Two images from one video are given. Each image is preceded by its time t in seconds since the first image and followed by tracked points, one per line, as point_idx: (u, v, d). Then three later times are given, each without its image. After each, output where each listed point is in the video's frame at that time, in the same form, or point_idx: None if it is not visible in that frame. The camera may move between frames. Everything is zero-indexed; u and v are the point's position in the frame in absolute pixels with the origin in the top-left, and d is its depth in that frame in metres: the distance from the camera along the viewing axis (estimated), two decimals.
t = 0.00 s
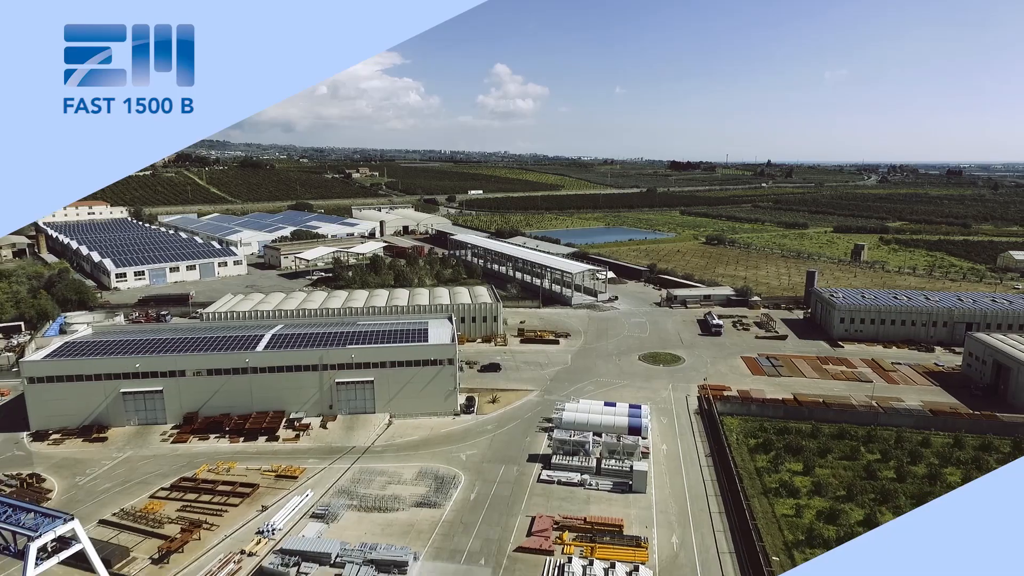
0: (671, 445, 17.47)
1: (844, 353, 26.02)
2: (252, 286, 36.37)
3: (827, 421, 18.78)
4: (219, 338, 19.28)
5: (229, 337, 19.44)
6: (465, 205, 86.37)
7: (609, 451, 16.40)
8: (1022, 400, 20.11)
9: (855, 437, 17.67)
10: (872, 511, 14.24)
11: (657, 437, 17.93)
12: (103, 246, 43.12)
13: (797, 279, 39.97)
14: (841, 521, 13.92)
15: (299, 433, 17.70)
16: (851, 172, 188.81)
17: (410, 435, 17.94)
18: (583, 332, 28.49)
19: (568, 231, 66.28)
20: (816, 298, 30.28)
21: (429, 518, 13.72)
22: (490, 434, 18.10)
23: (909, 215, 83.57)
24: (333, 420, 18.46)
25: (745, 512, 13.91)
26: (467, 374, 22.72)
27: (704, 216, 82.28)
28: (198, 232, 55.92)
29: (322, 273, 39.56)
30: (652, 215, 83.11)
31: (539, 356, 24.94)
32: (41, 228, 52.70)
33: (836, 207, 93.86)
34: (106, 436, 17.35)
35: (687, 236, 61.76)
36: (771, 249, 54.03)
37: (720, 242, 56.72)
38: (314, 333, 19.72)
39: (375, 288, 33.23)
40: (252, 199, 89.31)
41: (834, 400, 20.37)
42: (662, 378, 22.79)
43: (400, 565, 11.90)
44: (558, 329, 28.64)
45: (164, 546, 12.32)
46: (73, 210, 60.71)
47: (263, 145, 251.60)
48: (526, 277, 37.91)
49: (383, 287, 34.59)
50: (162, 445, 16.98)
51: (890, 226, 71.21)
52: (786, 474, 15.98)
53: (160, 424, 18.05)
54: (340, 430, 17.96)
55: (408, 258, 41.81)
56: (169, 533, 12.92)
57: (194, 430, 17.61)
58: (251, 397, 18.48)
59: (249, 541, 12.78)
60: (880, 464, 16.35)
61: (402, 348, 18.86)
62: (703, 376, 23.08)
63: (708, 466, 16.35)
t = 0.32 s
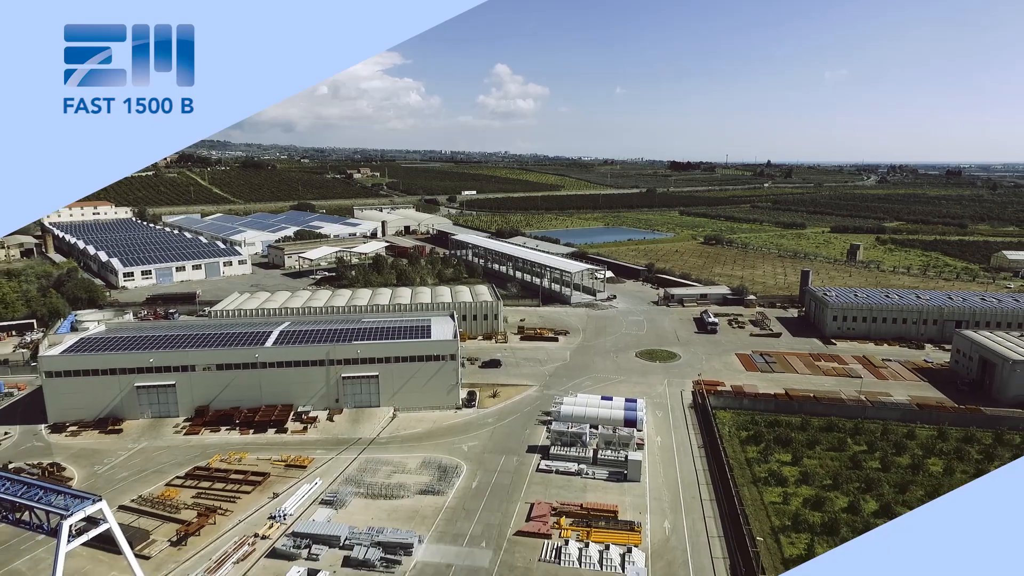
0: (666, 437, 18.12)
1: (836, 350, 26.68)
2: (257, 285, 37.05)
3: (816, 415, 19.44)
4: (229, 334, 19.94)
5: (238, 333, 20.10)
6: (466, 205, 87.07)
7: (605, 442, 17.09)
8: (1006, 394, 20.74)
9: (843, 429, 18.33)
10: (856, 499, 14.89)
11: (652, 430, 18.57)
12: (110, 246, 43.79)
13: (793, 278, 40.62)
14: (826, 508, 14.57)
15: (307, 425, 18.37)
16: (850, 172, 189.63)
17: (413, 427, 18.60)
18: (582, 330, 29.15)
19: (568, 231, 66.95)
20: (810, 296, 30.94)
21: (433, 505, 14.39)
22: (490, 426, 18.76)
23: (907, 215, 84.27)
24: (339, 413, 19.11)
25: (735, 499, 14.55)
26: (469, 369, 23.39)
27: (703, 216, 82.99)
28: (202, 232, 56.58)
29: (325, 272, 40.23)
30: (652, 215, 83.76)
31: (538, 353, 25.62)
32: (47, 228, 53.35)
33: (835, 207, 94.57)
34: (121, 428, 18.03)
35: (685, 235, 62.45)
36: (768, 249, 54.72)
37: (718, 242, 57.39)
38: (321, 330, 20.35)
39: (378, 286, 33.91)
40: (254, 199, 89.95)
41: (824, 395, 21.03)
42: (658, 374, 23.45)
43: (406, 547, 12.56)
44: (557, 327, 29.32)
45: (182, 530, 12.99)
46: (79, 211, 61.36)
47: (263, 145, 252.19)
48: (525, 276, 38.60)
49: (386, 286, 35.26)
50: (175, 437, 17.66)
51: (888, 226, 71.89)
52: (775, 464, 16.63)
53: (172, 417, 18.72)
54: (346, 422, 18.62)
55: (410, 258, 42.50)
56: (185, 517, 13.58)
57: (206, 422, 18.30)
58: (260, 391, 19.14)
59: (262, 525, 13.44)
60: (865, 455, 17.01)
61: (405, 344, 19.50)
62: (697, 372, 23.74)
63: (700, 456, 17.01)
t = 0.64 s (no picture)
0: (660, 429, 18.77)
1: (828, 347, 27.34)
2: (262, 284, 37.72)
3: (806, 408, 20.08)
4: (237, 331, 20.57)
5: (246, 329, 20.72)
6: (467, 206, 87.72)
7: (601, 433, 17.76)
8: (991, 389, 21.39)
9: (832, 422, 18.97)
10: (842, 487, 15.53)
11: (647, 422, 19.22)
12: (116, 245, 44.46)
13: (789, 277, 41.27)
14: (812, 495, 15.23)
15: (314, 418, 19.03)
16: (849, 173, 190.36)
17: (416, 420, 19.27)
18: (580, 328, 29.82)
19: (568, 231, 67.58)
20: (804, 295, 31.59)
21: (436, 492, 15.05)
22: (491, 419, 19.41)
23: (904, 215, 84.96)
24: (345, 407, 19.76)
25: (725, 487, 15.20)
26: (470, 365, 24.06)
27: (702, 217, 83.64)
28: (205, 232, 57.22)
29: (328, 271, 40.87)
30: (651, 215, 84.39)
31: (538, 349, 26.29)
32: (52, 228, 54.00)
33: (833, 207, 95.26)
34: (135, 421, 18.69)
35: (683, 235, 63.09)
36: (765, 249, 55.39)
37: (716, 241, 58.08)
38: (327, 326, 20.99)
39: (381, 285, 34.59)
40: (256, 199, 90.58)
41: (815, 390, 21.67)
42: (654, 370, 24.11)
43: (411, 530, 13.21)
44: (556, 325, 29.98)
45: (198, 514, 13.65)
46: (84, 211, 62.03)
47: (263, 144, 252.42)
48: (525, 275, 39.28)
49: (388, 284, 35.94)
50: (187, 429, 18.31)
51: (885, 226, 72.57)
52: (765, 454, 17.27)
53: (184, 410, 19.38)
54: (352, 415, 19.28)
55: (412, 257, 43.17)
56: (200, 503, 14.25)
57: (216, 415, 18.97)
58: (268, 384, 19.80)
59: (273, 511, 14.11)
60: (852, 446, 17.66)
61: (409, 339, 20.16)
62: (692, 368, 24.41)
63: (693, 448, 17.66)
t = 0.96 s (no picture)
0: (655, 421, 19.41)
1: (821, 343, 27.99)
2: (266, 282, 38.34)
3: (797, 400, 20.71)
4: (245, 326, 21.20)
5: (253, 324, 21.37)
6: (467, 205, 88.25)
7: (598, 424, 18.36)
8: (977, 383, 22.03)
9: (821, 414, 19.61)
10: (829, 475, 16.17)
11: (643, 414, 19.86)
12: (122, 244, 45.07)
13: (785, 276, 41.86)
14: (800, 482, 15.87)
15: (321, 409, 19.68)
16: (849, 173, 190.70)
17: (419, 412, 19.91)
18: (579, 324, 30.46)
19: (568, 231, 68.14)
20: (798, 293, 32.21)
21: (439, 478, 15.70)
22: (491, 411, 20.04)
23: (902, 215, 85.46)
24: (350, 399, 20.40)
25: (716, 474, 15.84)
26: (471, 360, 24.71)
27: (701, 217, 84.16)
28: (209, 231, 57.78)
29: (331, 270, 41.49)
30: (650, 215, 84.94)
31: (537, 345, 26.94)
32: (57, 226, 54.65)
33: (832, 207, 95.73)
34: (148, 412, 19.34)
35: (682, 235, 63.64)
36: (763, 248, 55.96)
37: (713, 241, 58.68)
38: (332, 322, 21.62)
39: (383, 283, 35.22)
40: (258, 199, 91.14)
41: (806, 384, 22.30)
42: (651, 364, 24.75)
43: (415, 513, 13.86)
44: (555, 321, 30.63)
45: (212, 498, 14.30)
46: (89, 210, 62.65)
47: (263, 144, 252.94)
48: (525, 274, 39.95)
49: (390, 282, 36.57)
50: (198, 420, 18.95)
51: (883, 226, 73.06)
52: (755, 444, 17.91)
53: (194, 402, 20.02)
54: (357, 407, 19.92)
55: (414, 255, 43.78)
56: (213, 488, 14.90)
57: (226, 406, 19.63)
58: (275, 378, 20.45)
59: (283, 496, 14.76)
60: (840, 437, 18.30)
61: (412, 334, 20.80)
62: (687, 362, 25.07)
63: (686, 438, 18.29)
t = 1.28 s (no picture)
0: (650, 413, 20.06)
1: (813, 338, 28.64)
2: (270, 280, 38.97)
3: (788, 393, 21.35)
4: (253, 321, 21.83)
5: (261, 320, 21.99)
6: (468, 206, 88.80)
7: (594, 415, 18.94)
8: (964, 377, 22.67)
9: (811, 406, 20.24)
10: (816, 463, 16.80)
11: (638, 406, 20.50)
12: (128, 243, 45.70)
13: (781, 274, 42.48)
14: (788, 469, 16.51)
15: (326, 402, 20.31)
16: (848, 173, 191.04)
17: (422, 404, 20.54)
18: (577, 321, 31.09)
19: (567, 230, 68.73)
20: (793, 291, 32.84)
21: (442, 466, 16.35)
22: (492, 404, 20.67)
23: (900, 215, 85.97)
24: (355, 392, 21.02)
25: (707, 462, 16.48)
26: (472, 355, 25.35)
27: (700, 216, 84.75)
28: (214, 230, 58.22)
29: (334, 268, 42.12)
30: (649, 215, 85.53)
31: (536, 341, 27.58)
32: (63, 225, 55.36)
33: (831, 207, 96.15)
34: (159, 404, 19.99)
35: (680, 234, 64.24)
36: (760, 248, 56.57)
37: (711, 241, 59.34)
38: (337, 318, 22.23)
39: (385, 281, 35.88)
40: (260, 199, 91.72)
41: (798, 378, 22.93)
42: (647, 359, 25.40)
43: (419, 498, 14.49)
44: (554, 318, 31.27)
45: (224, 484, 14.94)
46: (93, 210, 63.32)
47: (263, 144, 253.60)
48: (525, 272, 40.63)
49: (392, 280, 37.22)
50: (208, 412, 19.60)
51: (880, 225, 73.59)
52: (746, 435, 18.55)
53: (204, 395, 20.66)
54: (362, 399, 20.56)
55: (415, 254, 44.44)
56: (225, 475, 15.54)
57: (235, 399, 20.27)
58: (282, 371, 21.08)
59: (292, 482, 15.41)
60: (829, 428, 18.94)
61: (415, 329, 21.42)
62: (683, 358, 25.72)
63: (680, 429, 18.94)
